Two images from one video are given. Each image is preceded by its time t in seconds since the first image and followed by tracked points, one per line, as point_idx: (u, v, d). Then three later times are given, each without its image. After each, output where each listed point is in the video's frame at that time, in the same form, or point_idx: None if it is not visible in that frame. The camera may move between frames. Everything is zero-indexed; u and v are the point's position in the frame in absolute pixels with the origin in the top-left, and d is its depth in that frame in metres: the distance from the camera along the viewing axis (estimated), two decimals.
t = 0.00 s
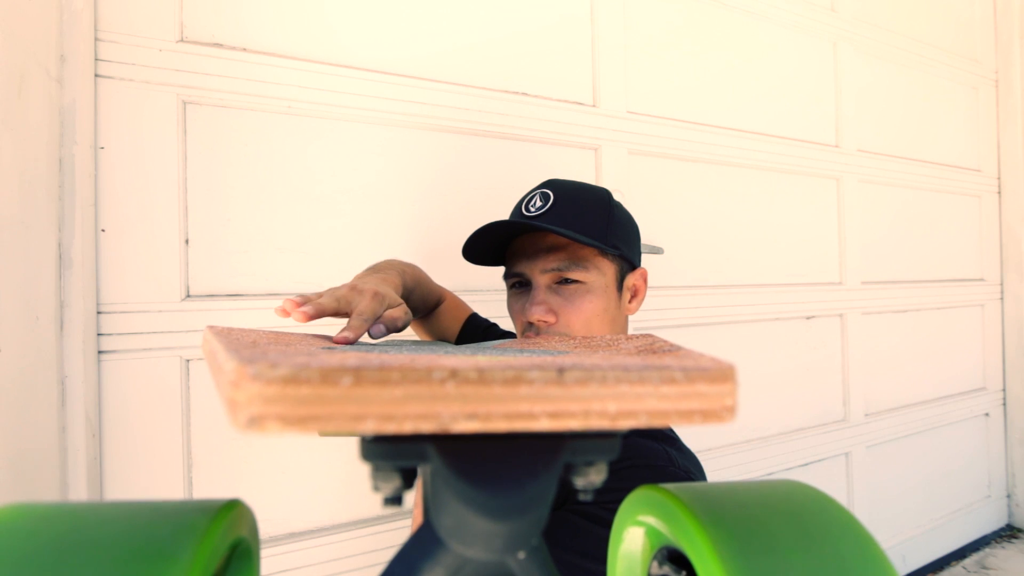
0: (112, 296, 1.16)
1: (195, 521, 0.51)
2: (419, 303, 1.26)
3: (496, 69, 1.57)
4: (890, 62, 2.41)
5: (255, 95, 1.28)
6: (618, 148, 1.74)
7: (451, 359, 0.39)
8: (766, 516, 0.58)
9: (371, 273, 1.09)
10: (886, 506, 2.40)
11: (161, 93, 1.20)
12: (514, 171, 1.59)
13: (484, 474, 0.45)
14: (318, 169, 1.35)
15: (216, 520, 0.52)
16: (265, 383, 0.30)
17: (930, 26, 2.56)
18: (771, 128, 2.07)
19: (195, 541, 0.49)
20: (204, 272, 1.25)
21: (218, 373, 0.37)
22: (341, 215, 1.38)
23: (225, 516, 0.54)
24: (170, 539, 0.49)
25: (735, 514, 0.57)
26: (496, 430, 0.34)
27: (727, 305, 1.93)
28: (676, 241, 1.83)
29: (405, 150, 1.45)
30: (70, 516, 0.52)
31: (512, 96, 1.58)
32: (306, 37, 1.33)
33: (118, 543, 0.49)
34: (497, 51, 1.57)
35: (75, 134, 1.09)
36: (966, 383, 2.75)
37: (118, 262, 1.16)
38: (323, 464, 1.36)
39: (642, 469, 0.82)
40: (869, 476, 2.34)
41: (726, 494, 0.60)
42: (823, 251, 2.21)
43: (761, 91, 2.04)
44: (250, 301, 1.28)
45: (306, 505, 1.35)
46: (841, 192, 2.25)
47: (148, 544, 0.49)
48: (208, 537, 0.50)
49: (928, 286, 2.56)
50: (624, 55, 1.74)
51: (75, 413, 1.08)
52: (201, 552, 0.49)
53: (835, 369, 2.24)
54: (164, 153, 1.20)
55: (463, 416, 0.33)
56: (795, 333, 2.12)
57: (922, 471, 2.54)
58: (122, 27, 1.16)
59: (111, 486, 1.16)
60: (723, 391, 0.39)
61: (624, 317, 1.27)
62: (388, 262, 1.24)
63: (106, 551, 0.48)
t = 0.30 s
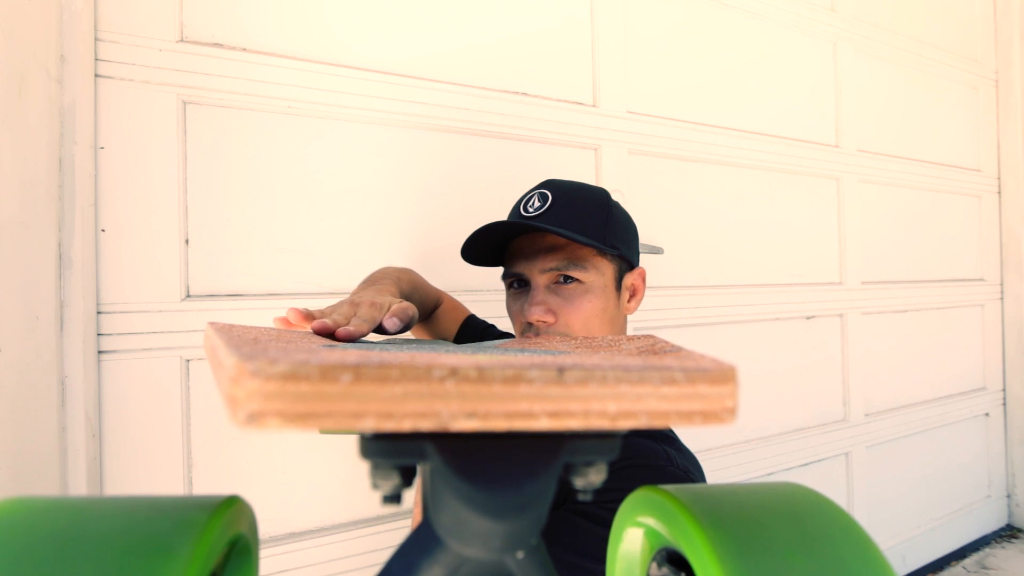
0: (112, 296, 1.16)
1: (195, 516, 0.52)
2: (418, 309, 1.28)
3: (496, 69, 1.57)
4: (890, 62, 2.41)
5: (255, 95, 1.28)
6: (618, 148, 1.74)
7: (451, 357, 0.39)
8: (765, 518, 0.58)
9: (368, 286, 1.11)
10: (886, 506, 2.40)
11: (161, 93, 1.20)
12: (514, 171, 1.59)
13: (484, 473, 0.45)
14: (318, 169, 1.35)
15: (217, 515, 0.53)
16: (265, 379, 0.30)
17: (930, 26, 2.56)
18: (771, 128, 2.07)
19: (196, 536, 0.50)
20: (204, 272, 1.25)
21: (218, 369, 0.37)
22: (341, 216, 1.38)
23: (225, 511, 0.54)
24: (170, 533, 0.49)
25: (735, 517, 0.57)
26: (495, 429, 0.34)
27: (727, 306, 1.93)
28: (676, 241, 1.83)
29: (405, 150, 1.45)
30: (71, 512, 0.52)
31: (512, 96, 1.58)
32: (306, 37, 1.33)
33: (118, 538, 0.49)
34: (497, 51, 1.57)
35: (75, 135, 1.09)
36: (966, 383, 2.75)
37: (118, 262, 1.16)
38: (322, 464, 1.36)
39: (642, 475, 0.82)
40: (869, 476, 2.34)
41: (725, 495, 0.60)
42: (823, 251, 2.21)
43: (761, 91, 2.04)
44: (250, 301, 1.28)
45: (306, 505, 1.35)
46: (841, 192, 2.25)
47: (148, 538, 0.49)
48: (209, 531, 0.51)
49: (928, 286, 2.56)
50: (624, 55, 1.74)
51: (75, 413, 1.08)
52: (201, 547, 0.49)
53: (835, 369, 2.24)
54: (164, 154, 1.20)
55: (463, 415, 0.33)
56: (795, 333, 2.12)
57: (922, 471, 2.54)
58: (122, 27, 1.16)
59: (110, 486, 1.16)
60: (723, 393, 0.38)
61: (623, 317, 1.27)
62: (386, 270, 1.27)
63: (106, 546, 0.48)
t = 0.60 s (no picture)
0: (112, 296, 1.16)
1: (187, 520, 0.51)
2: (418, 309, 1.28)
3: (497, 70, 1.57)
4: (890, 62, 2.41)
5: (255, 95, 1.28)
6: (618, 148, 1.74)
7: (440, 357, 0.39)
8: (759, 513, 0.58)
9: (367, 286, 1.11)
10: (886, 506, 2.39)
11: (161, 93, 1.20)
12: (514, 170, 1.59)
13: (474, 472, 0.45)
14: (318, 169, 1.36)
15: (208, 520, 0.52)
16: (251, 380, 0.30)
17: (930, 25, 2.56)
18: (771, 128, 2.07)
19: (186, 540, 0.49)
20: (205, 271, 1.25)
21: (207, 370, 0.37)
22: (340, 215, 1.38)
23: (217, 514, 0.54)
24: (162, 538, 0.49)
25: (729, 513, 0.57)
26: (483, 428, 0.34)
27: (726, 306, 1.93)
28: (676, 241, 1.83)
29: (405, 150, 1.45)
30: (65, 514, 0.52)
31: (511, 95, 1.58)
32: (306, 37, 1.33)
33: (109, 543, 0.49)
34: (497, 52, 1.57)
35: (74, 135, 1.09)
36: (966, 383, 2.75)
37: (117, 261, 1.16)
38: (322, 463, 1.37)
39: (641, 472, 0.82)
40: (868, 476, 2.34)
41: (719, 492, 0.60)
42: (823, 251, 2.21)
43: (761, 91, 2.04)
44: (250, 301, 1.28)
45: (306, 504, 1.35)
46: (841, 193, 2.25)
47: (140, 542, 0.49)
48: (199, 536, 0.50)
49: (928, 286, 2.56)
50: (624, 55, 1.74)
51: (75, 413, 1.08)
52: (191, 552, 0.49)
53: (835, 369, 2.24)
54: (163, 154, 1.20)
55: (450, 414, 0.33)
56: (795, 332, 2.12)
57: (922, 471, 2.54)
58: (122, 28, 1.16)
59: (110, 486, 1.16)
60: (713, 389, 0.38)
61: (622, 316, 1.27)
62: (386, 271, 1.29)
63: (98, 549, 0.48)
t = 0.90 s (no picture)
0: (112, 296, 1.16)
1: (168, 522, 0.51)
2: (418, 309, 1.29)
3: (496, 70, 1.57)
4: (890, 63, 2.41)
5: (255, 95, 1.28)
6: (618, 148, 1.74)
7: (416, 360, 0.38)
8: (744, 516, 0.56)
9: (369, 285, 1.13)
10: (885, 506, 2.39)
11: (161, 93, 1.20)
12: (513, 170, 1.59)
13: (448, 477, 0.45)
14: (318, 169, 1.35)
15: (190, 521, 0.52)
16: (217, 386, 0.30)
17: (931, 26, 2.56)
18: (771, 128, 2.07)
19: (166, 542, 0.49)
20: (204, 272, 1.25)
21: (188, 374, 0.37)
22: (339, 215, 1.38)
23: (200, 517, 0.54)
24: (141, 540, 0.49)
25: (713, 516, 0.56)
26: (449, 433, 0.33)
27: (725, 306, 1.93)
28: (675, 241, 1.83)
29: (405, 150, 1.45)
30: (44, 520, 0.51)
31: (510, 95, 1.58)
32: (306, 38, 1.33)
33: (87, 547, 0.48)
34: (496, 52, 1.57)
35: (73, 135, 1.09)
36: (966, 383, 2.75)
37: (117, 261, 1.16)
38: (319, 464, 1.36)
39: (636, 469, 0.82)
40: (868, 476, 2.34)
41: (704, 495, 0.59)
42: (822, 251, 2.21)
43: (761, 91, 2.04)
44: (251, 301, 1.28)
45: (303, 505, 1.35)
46: (841, 193, 2.25)
47: (118, 548, 0.48)
48: (180, 537, 0.50)
49: (928, 286, 2.56)
50: (624, 55, 1.74)
51: (75, 413, 1.08)
52: (169, 557, 0.48)
53: (835, 369, 2.23)
54: (161, 154, 1.20)
55: (417, 419, 0.32)
56: (794, 332, 2.12)
57: (921, 471, 2.54)
58: (123, 28, 1.16)
59: (109, 487, 1.16)
60: (685, 392, 0.36)
61: (620, 316, 1.27)
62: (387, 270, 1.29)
63: (75, 556, 0.48)
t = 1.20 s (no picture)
0: (112, 296, 1.16)
1: (139, 537, 0.47)
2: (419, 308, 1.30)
3: (495, 70, 1.56)
4: (890, 63, 2.41)
5: (255, 95, 1.28)
6: (617, 148, 1.74)
7: (384, 371, 0.37)
8: (729, 524, 0.53)
9: (374, 283, 1.15)
10: (885, 507, 2.39)
11: (161, 93, 1.20)
12: (512, 170, 1.59)
13: (413, 495, 0.44)
14: (318, 169, 1.36)
15: (163, 535, 0.48)
16: (172, 406, 0.29)
17: (931, 25, 2.56)
18: (770, 128, 2.07)
19: (137, 557, 0.45)
20: (203, 272, 1.25)
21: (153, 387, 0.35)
22: (338, 216, 1.38)
23: (175, 530, 0.50)
24: (110, 556, 0.45)
25: (698, 526, 0.52)
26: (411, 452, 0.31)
27: (724, 306, 1.93)
28: (674, 241, 1.83)
29: (404, 150, 1.45)
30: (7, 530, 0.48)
31: (509, 95, 1.58)
32: (306, 38, 1.33)
33: (50, 563, 0.44)
34: (496, 52, 1.56)
35: (73, 136, 1.09)
36: (967, 383, 2.75)
37: (116, 261, 1.16)
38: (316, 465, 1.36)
39: (634, 469, 0.82)
40: (868, 476, 2.34)
41: (687, 501, 0.56)
42: (822, 250, 2.21)
43: (760, 91, 2.03)
44: (252, 301, 1.28)
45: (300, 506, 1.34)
46: (841, 193, 2.25)
47: (84, 563, 0.45)
48: (152, 552, 0.46)
49: (928, 286, 2.56)
50: (623, 55, 1.74)
51: (74, 412, 1.08)
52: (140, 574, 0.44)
53: (834, 368, 2.23)
54: (160, 154, 1.20)
55: (377, 437, 0.31)
56: (794, 332, 2.12)
57: (921, 472, 2.54)
58: (124, 28, 1.17)
59: (108, 488, 1.16)
60: (654, 407, 0.34)
61: (618, 316, 1.27)
62: (387, 270, 1.30)
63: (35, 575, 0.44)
